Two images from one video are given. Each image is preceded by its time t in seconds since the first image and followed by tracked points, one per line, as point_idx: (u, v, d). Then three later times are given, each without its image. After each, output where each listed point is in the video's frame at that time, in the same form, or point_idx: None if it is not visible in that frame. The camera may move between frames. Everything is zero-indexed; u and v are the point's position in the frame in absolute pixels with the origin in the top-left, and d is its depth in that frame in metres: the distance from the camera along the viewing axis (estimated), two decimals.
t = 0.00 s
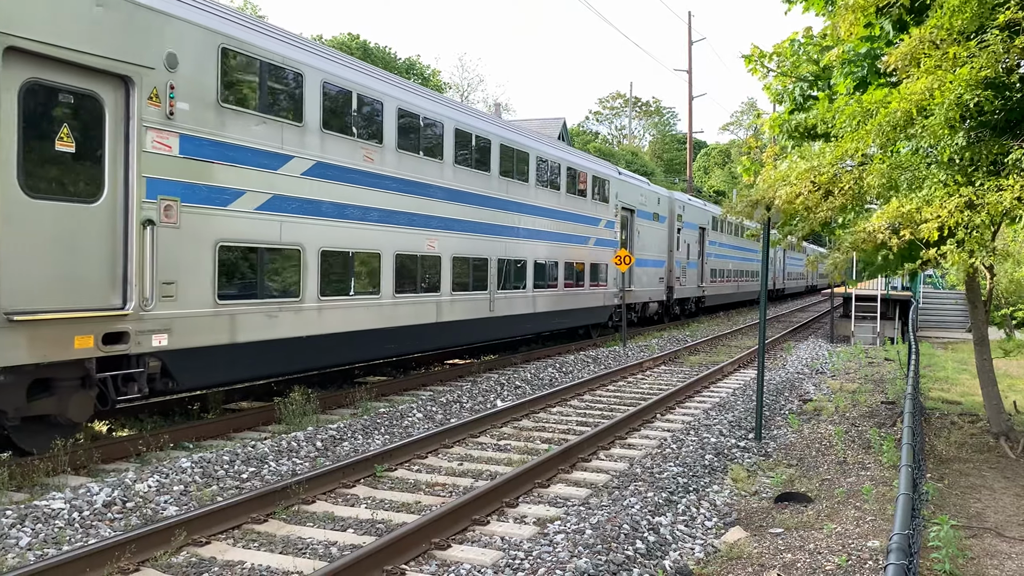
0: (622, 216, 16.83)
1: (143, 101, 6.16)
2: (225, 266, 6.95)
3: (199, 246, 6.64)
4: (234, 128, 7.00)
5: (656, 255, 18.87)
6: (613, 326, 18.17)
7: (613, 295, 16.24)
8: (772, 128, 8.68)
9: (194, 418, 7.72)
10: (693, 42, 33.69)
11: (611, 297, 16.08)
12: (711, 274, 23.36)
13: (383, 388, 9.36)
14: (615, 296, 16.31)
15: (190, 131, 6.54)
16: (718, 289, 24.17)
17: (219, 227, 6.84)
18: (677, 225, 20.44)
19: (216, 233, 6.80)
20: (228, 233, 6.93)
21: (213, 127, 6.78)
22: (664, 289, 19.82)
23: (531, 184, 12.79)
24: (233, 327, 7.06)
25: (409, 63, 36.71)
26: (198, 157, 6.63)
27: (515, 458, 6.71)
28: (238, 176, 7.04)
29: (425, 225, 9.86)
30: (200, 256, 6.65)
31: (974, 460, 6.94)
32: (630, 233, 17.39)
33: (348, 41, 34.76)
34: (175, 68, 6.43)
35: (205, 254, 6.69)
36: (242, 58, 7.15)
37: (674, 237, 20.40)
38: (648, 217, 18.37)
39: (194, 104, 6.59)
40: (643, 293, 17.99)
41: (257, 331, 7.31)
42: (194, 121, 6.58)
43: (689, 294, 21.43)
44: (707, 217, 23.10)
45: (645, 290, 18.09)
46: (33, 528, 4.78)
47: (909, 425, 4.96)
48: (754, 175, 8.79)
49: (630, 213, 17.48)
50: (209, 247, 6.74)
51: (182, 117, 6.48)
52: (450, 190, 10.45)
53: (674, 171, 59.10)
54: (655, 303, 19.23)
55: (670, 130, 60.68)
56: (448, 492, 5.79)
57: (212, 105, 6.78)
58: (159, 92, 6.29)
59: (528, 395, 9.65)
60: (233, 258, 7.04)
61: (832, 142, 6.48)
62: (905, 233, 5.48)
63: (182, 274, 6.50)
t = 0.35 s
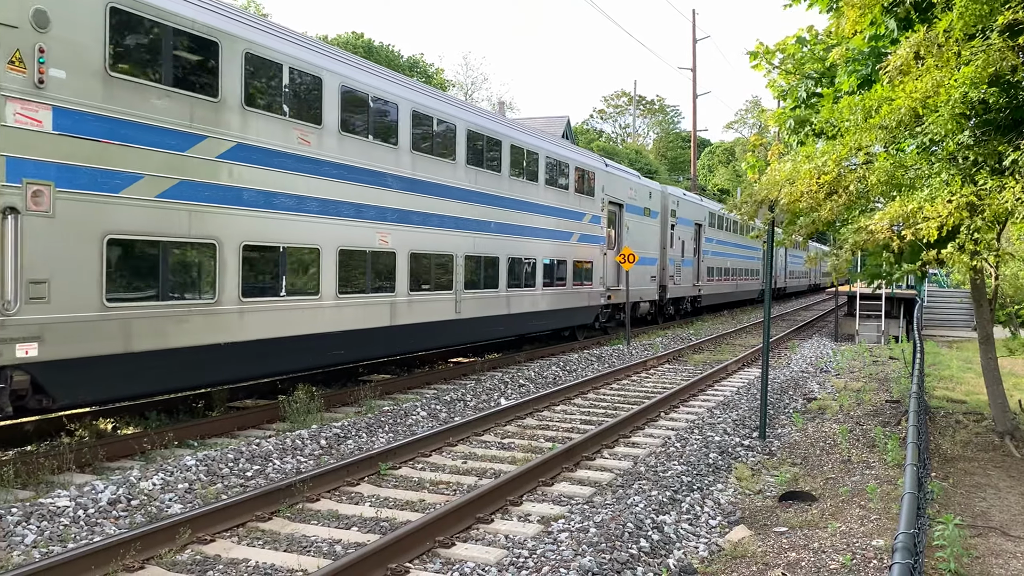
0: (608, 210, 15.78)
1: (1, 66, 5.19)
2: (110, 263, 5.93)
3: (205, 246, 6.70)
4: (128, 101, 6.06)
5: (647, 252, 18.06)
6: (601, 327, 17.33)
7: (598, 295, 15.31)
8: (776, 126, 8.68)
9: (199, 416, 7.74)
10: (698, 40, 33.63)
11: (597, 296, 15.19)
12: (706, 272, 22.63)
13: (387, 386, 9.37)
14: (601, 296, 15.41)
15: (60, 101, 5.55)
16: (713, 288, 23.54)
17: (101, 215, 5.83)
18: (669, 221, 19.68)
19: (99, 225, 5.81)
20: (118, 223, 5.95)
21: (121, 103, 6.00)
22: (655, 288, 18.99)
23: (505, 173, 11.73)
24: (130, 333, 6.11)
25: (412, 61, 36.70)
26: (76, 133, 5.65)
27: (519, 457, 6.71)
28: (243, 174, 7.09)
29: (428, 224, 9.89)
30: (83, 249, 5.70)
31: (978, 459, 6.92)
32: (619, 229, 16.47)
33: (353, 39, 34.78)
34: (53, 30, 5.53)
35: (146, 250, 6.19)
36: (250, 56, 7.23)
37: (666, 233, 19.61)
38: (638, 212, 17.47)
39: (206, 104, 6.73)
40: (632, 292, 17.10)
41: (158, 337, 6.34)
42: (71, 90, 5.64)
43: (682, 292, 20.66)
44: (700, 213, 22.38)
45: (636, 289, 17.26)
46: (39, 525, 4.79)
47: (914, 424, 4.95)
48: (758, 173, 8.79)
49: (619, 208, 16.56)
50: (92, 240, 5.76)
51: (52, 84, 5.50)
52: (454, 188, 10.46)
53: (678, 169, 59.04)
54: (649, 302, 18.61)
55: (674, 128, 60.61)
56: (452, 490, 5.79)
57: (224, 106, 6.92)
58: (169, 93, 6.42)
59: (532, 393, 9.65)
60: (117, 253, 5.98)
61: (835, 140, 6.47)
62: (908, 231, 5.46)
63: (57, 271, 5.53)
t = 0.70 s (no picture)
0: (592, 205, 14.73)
1: None
2: (59, 262, 5.52)
3: (208, 245, 6.69)
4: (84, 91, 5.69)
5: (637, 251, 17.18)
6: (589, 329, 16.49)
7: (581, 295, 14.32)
8: (781, 126, 8.68)
9: (205, 415, 7.77)
10: (703, 39, 33.63)
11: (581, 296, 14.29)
12: (702, 271, 21.84)
13: (393, 386, 9.39)
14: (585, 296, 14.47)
15: None
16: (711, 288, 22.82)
17: (50, 213, 5.43)
18: (662, 218, 18.82)
19: (48, 222, 5.41)
20: (71, 221, 5.56)
21: (89, 96, 5.72)
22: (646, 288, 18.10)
23: (473, 163, 10.69)
24: (92, 337, 5.75)
25: (416, 60, 36.74)
26: (23, 124, 5.25)
27: (524, 456, 6.72)
28: (248, 175, 7.09)
29: (435, 224, 9.86)
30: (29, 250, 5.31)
31: (985, 459, 6.90)
32: (605, 225, 15.52)
33: (358, 40, 34.84)
34: (8, 19, 5.27)
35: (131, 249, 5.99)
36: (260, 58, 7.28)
37: (658, 231, 18.74)
38: (628, 208, 16.54)
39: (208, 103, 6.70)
40: (619, 293, 16.13)
41: (117, 343, 5.93)
42: (15, 78, 5.23)
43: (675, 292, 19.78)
44: (696, 210, 21.56)
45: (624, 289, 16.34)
46: (46, 524, 4.82)
47: (921, 425, 4.93)
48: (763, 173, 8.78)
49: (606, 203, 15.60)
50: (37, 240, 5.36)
51: (16, 79, 5.23)
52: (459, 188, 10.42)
53: (682, 169, 58.99)
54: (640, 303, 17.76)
55: (679, 128, 60.56)
56: (458, 490, 5.80)
57: (228, 106, 6.90)
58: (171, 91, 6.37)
59: (537, 393, 9.66)
60: (66, 251, 5.57)
61: (841, 140, 6.47)
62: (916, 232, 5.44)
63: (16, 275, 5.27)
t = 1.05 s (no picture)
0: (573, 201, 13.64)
1: None
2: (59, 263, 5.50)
3: (214, 248, 6.69)
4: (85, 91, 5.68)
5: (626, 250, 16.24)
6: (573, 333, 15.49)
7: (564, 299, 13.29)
8: (786, 127, 8.66)
9: (211, 417, 7.79)
10: (706, 40, 33.64)
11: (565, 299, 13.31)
12: (696, 272, 21.05)
13: (397, 386, 9.41)
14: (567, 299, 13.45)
15: None
16: (711, 288, 22.36)
17: (50, 214, 5.41)
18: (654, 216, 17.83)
19: (48, 224, 5.39)
20: (73, 222, 5.56)
21: (96, 99, 5.76)
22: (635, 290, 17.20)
23: (429, 154, 9.64)
24: (94, 339, 5.73)
25: (420, 62, 36.76)
26: (23, 125, 5.25)
27: (529, 457, 6.72)
28: (253, 176, 7.10)
29: (440, 226, 9.84)
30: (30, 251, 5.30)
31: (990, 460, 6.88)
32: (588, 222, 14.48)
33: (362, 42, 34.86)
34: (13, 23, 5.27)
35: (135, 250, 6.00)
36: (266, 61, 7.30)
37: (649, 229, 17.76)
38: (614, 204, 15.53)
39: (215, 106, 6.72)
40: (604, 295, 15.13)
41: (118, 345, 5.91)
42: (21, 80, 5.27)
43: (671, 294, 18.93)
44: (689, 208, 20.64)
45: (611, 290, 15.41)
46: (53, 525, 4.83)
47: (926, 426, 4.91)
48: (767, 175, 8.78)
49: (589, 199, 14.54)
50: (36, 242, 5.34)
51: (23, 83, 5.28)
52: (462, 189, 10.34)
53: (687, 170, 58.92)
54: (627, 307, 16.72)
55: (683, 128, 60.49)
56: (462, 491, 5.81)
57: (234, 109, 6.91)
58: (178, 94, 6.40)
59: (542, 394, 9.67)
60: (73, 253, 5.58)
61: (846, 142, 6.45)
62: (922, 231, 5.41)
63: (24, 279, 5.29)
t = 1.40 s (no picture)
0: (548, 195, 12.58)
1: None
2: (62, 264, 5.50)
3: (217, 249, 6.69)
4: (83, 92, 5.66)
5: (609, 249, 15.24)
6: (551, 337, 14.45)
7: (538, 302, 12.27)
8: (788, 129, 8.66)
9: (215, 418, 7.80)
10: (709, 41, 33.68)
11: (540, 301, 12.31)
12: (689, 272, 20.09)
13: (401, 387, 9.42)
14: (542, 301, 12.43)
15: None
16: (712, 287, 22.14)
17: (46, 214, 5.39)
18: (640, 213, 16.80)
19: (49, 224, 5.40)
20: (71, 222, 5.54)
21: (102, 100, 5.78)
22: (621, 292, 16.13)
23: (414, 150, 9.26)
24: (92, 339, 5.72)
25: (423, 63, 36.77)
26: (19, 125, 5.24)
27: (532, 458, 6.73)
28: (257, 177, 7.11)
29: (444, 226, 9.83)
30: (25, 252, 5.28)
31: (995, 461, 6.86)
32: (567, 219, 13.49)
33: (364, 43, 34.90)
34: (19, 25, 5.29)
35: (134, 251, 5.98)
36: (268, 61, 7.29)
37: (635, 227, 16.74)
38: (597, 200, 14.54)
39: (215, 106, 6.70)
40: (583, 297, 14.10)
41: (121, 344, 5.93)
42: (25, 82, 5.30)
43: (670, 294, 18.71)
44: (680, 204, 19.62)
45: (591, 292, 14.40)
46: (57, 526, 4.84)
47: (930, 426, 4.91)
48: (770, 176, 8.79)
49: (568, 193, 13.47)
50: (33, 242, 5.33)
51: (27, 83, 5.31)
52: (462, 189, 10.23)
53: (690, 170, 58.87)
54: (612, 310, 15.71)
55: (686, 129, 60.45)
56: (466, 491, 5.81)
57: (237, 109, 6.92)
58: (180, 95, 6.39)
59: (545, 395, 9.67)
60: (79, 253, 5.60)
61: (849, 140, 6.43)
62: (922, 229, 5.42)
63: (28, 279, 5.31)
